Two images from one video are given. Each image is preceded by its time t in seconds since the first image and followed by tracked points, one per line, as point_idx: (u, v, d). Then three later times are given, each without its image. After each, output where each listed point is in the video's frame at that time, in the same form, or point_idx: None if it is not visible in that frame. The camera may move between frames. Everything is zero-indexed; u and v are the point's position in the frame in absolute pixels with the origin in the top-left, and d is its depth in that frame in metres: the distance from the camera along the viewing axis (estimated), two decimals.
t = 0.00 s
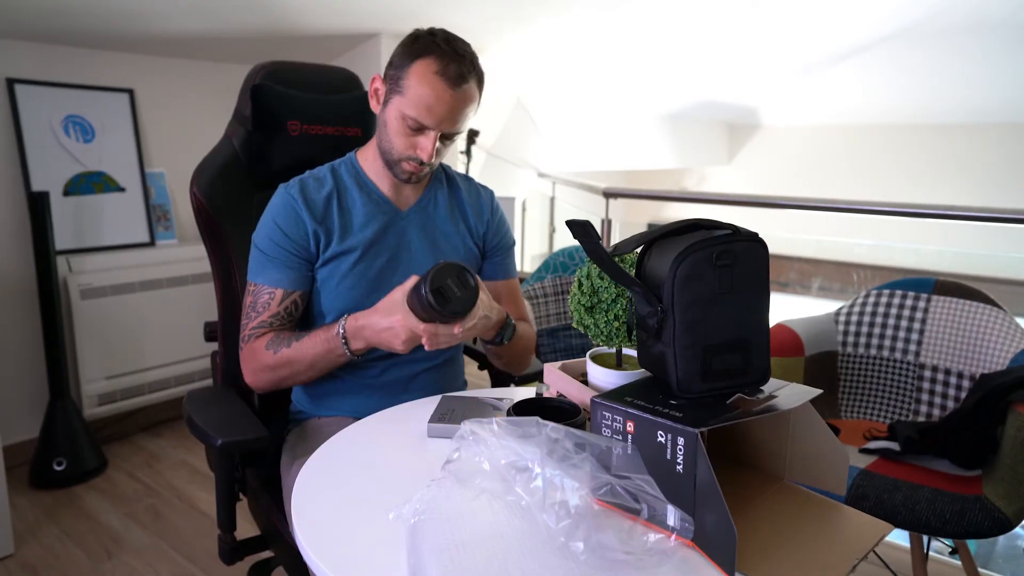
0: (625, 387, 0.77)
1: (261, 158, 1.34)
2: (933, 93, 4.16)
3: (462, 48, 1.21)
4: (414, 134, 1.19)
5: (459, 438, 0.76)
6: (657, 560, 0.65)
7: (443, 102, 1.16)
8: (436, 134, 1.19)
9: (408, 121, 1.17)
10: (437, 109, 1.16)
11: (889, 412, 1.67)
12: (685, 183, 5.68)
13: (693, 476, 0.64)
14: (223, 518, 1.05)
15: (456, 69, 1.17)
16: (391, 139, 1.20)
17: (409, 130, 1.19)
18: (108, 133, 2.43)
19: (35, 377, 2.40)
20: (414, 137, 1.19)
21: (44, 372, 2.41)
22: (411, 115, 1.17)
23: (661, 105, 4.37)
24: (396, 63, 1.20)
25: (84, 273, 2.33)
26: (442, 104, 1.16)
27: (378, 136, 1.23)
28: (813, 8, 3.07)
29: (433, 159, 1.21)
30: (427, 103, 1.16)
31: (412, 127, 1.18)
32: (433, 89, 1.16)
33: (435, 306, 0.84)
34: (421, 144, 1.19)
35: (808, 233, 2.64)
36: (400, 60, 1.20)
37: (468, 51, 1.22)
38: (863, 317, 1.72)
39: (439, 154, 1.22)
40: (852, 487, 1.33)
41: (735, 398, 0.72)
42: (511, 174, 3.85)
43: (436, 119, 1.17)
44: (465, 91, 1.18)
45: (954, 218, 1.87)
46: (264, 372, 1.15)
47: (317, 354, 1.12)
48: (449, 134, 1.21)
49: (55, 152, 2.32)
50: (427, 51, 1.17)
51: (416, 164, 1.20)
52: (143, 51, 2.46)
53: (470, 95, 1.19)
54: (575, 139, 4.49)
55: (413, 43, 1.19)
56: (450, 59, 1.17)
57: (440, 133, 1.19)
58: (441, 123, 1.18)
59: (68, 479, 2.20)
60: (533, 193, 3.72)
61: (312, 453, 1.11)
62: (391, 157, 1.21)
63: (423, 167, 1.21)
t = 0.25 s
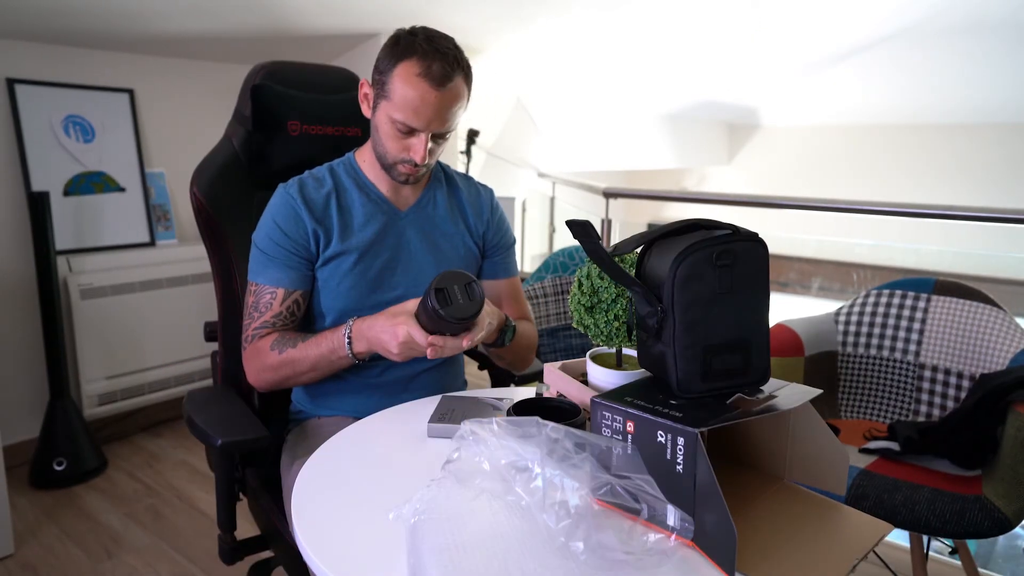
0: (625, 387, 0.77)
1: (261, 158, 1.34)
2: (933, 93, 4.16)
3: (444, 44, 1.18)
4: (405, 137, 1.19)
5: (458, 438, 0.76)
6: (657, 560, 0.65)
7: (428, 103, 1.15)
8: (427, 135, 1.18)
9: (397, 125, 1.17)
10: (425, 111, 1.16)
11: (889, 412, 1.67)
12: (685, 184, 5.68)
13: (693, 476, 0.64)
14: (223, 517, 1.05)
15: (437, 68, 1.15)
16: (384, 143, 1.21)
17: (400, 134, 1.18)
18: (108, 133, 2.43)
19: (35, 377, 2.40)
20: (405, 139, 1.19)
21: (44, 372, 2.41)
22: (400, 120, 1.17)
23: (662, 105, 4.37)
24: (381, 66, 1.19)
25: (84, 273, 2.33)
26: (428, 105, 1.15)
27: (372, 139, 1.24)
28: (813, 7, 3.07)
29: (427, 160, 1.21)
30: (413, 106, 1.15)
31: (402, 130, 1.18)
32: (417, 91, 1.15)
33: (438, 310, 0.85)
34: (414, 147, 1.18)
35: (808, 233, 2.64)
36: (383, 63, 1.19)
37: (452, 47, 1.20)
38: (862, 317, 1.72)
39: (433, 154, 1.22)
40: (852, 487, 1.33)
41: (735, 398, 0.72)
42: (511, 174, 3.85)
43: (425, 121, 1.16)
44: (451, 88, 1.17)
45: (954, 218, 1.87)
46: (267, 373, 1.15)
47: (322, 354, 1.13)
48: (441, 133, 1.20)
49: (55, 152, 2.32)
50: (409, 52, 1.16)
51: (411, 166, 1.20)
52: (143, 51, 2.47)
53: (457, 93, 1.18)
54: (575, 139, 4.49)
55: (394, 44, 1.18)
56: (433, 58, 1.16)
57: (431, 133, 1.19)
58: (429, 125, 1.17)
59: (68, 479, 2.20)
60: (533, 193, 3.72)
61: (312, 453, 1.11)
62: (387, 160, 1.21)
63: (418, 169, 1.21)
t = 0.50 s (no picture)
0: (625, 387, 0.77)
1: (262, 157, 1.34)
2: (933, 93, 4.16)
3: (435, 19, 1.25)
4: (399, 104, 1.22)
5: (459, 438, 0.77)
6: (657, 560, 0.65)
7: (410, 60, 1.19)
8: (416, 93, 1.20)
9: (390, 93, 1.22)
10: (417, 70, 1.19)
11: (889, 412, 1.67)
12: (685, 184, 5.68)
13: (694, 476, 0.64)
14: (222, 517, 1.05)
15: (425, 31, 1.21)
16: (387, 119, 1.25)
17: (398, 102, 1.22)
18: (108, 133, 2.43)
19: (35, 377, 2.40)
20: (400, 106, 1.22)
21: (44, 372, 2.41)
22: (394, 83, 1.21)
23: (662, 105, 4.37)
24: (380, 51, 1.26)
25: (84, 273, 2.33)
26: (418, 64, 1.19)
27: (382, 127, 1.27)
28: (813, 7, 3.06)
29: (430, 130, 1.23)
30: (405, 66, 1.19)
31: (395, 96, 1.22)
32: (398, 52, 1.20)
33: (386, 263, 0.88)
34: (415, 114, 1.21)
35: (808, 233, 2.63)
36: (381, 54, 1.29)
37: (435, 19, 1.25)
38: (862, 316, 1.72)
39: (434, 122, 1.23)
40: (852, 487, 1.33)
41: (736, 398, 0.72)
42: (511, 174, 3.85)
43: (410, 78, 1.19)
44: (432, 45, 1.20)
45: (954, 218, 1.86)
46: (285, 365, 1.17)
47: (332, 351, 1.13)
48: (431, 92, 1.21)
49: (55, 152, 2.32)
50: (399, 26, 1.23)
51: (409, 132, 1.21)
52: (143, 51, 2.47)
53: (439, 49, 1.20)
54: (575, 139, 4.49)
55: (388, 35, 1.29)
56: (423, 25, 1.22)
57: (419, 91, 1.20)
58: (424, 84, 1.20)
59: (68, 479, 2.20)
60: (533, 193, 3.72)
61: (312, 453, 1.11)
62: (391, 136, 1.24)
63: (422, 140, 1.22)
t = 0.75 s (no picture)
0: (626, 387, 0.77)
1: (262, 157, 1.34)
2: (933, 93, 4.16)
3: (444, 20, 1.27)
4: (400, 98, 1.24)
5: (459, 438, 0.77)
6: (657, 560, 0.65)
7: (408, 52, 1.21)
8: (415, 85, 1.22)
9: (392, 87, 1.25)
10: (416, 62, 1.21)
11: (889, 412, 1.67)
12: (685, 184, 5.67)
13: (694, 476, 0.64)
14: (222, 517, 1.05)
15: (428, 28, 1.23)
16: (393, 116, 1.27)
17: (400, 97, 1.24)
18: (108, 133, 2.43)
19: (35, 377, 2.40)
20: (400, 100, 1.24)
21: (44, 372, 2.41)
22: (396, 77, 1.23)
23: (661, 105, 4.37)
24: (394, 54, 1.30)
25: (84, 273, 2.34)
26: (416, 58, 1.21)
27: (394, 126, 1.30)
28: (813, 7, 3.06)
29: (429, 122, 1.23)
30: (406, 60, 1.22)
31: (396, 90, 1.24)
32: (399, 47, 1.23)
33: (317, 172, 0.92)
34: (415, 106, 1.23)
35: (808, 233, 2.63)
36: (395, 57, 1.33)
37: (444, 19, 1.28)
38: (862, 316, 1.72)
39: (434, 114, 1.24)
40: (852, 487, 1.33)
41: (736, 398, 0.72)
42: (510, 174, 3.86)
43: (408, 70, 1.22)
44: (432, 38, 1.22)
45: (954, 218, 1.86)
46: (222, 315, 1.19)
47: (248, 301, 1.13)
48: (429, 84, 1.22)
49: (54, 152, 2.32)
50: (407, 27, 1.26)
51: (408, 125, 1.23)
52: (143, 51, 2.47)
53: (438, 42, 1.22)
54: (575, 139, 4.49)
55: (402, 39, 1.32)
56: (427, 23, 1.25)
57: (417, 84, 1.22)
58: (422, 75, 1.21)
59: (68, 479, 2.19)
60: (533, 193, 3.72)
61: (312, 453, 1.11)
62: (393, 131, 1.26)
63: (421, 131, 1.23)
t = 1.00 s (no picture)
0: (626, 387, 0.77)
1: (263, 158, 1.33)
2: (934, 93, 4.16)
3: (435, 19, 1.28)
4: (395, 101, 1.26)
5: (459, 438, 0.77)
6: (657, 560, 0.65)
7: (399, 56, 1.23)
8: (407, 87, 1.23)
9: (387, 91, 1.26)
10: (407, 64, 1.22)
11: (889, 412, 1.67)
12: (686, 184, 5.67)
13: (694, 476, 0.64)
14: (222, 517, 1.05)
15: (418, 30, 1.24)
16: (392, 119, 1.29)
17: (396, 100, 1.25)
18: (108, 133, 2.43)
19: (35, 378, 2.40)
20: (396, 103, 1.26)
21: (43, 372, 2.41)
22: (388, 81, 1.25)
23: (661, 105, 4.37)
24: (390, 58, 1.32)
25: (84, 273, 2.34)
26: (405, 62, 1.22)
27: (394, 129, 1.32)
28: (813, 7, 3.06)
29: (425, 123, 1.25)
30: (398, 63, 1.23)
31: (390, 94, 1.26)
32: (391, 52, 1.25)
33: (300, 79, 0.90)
34: (409, 108, 1.24)
35: (809, 233, 2.63)
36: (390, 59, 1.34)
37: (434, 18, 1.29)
38: (862, 316, 1.72)
39: (429, 115, 1.25)
40: (852, 487, 1.33)
41: (736, 398, 0.72)
42: (510, 174, 3.86)
43: (400, 74, 1.23)
44: (421, 40, 1.23)
45: (954, 218, 1.86)
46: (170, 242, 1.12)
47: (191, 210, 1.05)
48: (421, 85, 1.23)
49: (54, 152, 2.32)
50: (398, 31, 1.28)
51: (406, 128, 1.25)
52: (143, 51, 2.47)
53: (427, 43, 1.23)
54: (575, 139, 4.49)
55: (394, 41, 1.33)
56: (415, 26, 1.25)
57: (410, 86, 1.23)
58: (413, 77, 1.22)
59: (68, 479, 2.19)
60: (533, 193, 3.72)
61: (312, 453, 1.11)
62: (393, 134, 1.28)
63: (417, 133, 1.24)
